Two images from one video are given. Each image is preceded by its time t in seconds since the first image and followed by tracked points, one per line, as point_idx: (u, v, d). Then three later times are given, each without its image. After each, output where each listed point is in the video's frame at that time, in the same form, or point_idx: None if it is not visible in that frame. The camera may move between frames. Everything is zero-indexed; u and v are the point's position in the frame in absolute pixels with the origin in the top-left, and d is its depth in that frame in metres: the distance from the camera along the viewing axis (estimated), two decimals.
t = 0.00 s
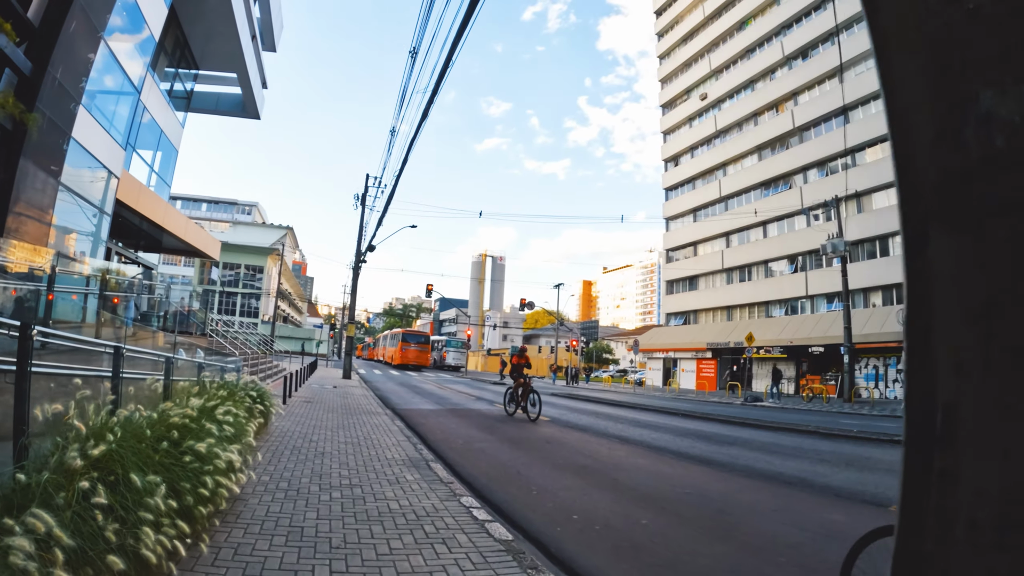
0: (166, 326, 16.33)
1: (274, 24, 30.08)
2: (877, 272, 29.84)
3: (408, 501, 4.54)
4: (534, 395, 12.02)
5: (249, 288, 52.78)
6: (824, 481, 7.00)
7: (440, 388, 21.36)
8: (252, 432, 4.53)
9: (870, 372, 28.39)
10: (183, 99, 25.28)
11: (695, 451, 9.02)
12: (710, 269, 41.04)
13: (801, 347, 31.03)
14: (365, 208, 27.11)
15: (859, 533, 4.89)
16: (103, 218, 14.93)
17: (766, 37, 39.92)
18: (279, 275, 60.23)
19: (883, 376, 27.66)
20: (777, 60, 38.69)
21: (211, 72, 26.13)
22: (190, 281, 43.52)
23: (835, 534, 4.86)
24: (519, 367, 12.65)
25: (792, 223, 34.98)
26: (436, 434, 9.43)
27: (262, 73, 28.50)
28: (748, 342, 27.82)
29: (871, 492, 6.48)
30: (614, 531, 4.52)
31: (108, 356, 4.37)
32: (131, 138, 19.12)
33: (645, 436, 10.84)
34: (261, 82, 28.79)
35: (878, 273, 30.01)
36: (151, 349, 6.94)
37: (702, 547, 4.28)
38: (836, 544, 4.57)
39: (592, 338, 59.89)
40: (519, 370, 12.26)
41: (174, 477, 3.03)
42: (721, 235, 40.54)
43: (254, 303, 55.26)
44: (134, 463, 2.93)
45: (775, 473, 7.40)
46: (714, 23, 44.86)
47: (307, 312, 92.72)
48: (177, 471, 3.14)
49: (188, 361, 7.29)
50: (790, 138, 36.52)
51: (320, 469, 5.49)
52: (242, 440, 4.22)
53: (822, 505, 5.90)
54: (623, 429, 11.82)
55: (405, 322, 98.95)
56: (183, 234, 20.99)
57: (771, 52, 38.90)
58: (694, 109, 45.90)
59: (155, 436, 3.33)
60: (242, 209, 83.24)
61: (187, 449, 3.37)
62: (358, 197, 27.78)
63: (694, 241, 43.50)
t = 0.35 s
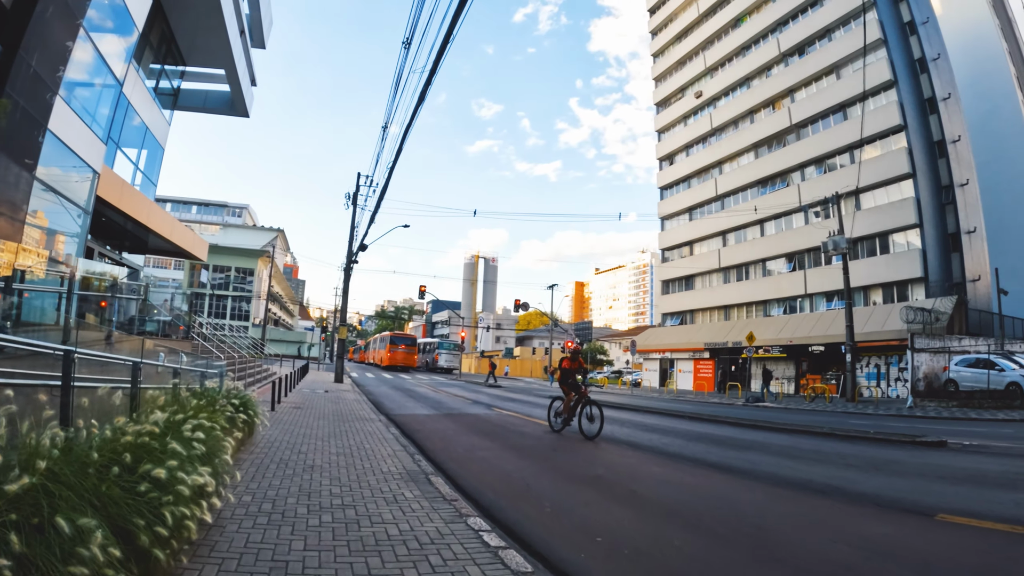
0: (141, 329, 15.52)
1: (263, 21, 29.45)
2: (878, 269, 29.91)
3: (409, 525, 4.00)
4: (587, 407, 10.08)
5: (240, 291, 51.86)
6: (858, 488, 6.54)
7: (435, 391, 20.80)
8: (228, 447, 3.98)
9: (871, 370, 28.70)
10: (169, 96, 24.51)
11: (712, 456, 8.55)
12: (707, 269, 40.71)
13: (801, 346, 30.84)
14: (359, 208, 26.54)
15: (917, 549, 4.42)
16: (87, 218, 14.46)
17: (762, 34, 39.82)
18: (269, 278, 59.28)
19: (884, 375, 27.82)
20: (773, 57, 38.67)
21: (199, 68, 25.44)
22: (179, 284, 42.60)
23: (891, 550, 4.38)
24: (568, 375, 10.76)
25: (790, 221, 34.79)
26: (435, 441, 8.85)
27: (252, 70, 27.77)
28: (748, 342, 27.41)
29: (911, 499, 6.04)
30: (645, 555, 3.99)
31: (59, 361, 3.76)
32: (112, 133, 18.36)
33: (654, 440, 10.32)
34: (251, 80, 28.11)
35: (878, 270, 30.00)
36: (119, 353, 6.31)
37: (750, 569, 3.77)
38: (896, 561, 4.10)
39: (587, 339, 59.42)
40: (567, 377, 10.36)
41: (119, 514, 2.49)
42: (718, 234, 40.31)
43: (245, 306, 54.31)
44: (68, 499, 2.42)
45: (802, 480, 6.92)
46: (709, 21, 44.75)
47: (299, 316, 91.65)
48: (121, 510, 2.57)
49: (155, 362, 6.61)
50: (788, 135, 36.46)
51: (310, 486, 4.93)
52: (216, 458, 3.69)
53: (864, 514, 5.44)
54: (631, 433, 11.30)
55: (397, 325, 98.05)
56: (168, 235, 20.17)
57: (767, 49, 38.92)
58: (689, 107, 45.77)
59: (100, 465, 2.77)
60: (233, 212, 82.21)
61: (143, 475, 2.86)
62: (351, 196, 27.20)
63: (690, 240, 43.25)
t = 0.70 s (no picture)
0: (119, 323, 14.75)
1: (258, 15, 28.84)
2: (882, 267, 29.84)
3: (417, 545, 3.50)
4: (694, 420, 7.76)
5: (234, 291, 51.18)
6: (898, 492, 6.10)
7: (434, 392, 20.30)
8: (210, 456, 3.51)
9: (875, 368, 28.82)
10: (161, 90, 23.90)
11: (733, 460, 8.10)
12: (707, 267, 40.32)
13: (804, 344, 30.67)
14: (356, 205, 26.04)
15: (985, 557, 3.98)
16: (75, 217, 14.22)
17: (762, 30, 39.59)
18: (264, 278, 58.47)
19: (890, 373, 27.94)
20: (774, 53, 38.51)
21: (192, 62, 24.81)
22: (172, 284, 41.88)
23: (958, 559, 3.94)
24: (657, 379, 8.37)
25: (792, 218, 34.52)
26: (439, 445, 8.35)
27: (246, 65, 27.15)
28: (753, 340, 26.96)
29: (958, 502, 5.63)
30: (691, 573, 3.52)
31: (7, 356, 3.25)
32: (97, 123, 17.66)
33: (668, 442, 9.87)
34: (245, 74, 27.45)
35: (882, 268, 29.93)
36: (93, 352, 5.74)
37: None
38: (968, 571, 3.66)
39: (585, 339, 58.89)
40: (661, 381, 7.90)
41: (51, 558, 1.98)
42: (718, 232, 40.04)
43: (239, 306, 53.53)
44: None
45: (835, 484, 6.49)
46: (709, 18, 44.47)
47: (294, 317, 90.73)
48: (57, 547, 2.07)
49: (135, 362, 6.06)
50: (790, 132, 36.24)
51: (304, 496, 4.46)
52: (193, 472, 3.22)
53: (914, 520, 5.02)
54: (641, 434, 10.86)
55: (393, 326, 97.16)
56: (159, 230, 19.35)
57: (767, 45, 38.73)
58: (688, 104, 45.52)
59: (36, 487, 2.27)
60: (227, 212, 81.27)
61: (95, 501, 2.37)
62: (348, 193, 26.68)
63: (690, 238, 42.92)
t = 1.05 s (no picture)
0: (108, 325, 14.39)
1: (255, 10, 28.32)
2: (888, 267, 29.63)
3: None
4: (862, 436, 6.41)
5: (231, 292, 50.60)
6: (942, 500, 5.67)
7: (434, 394, 19.87)
8: (185, 472, 3.10)
9: (881, 369, 28.77)
10: (156, 85, 23.39)
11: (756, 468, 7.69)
12: (710, 267, 39.94)
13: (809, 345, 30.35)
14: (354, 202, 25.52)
15: None
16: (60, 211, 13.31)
17: (765, 28, 39.27)
18: (261, 278, 57.85)
19: (897, 374, 27.73)
20: (777, 51, 38.20)
21: (187, 57, 24.33)
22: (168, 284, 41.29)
23: None
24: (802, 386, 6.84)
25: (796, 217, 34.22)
26: (443, 452, 7.88)
27: (243, 60, 26.63)
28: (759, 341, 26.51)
29: (1009, 511, 5.23)
30: None
31: None
32: (86, 115, 17.11)
33: (683, 447, 9.45)
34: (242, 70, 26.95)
35: (889, 268, 29.72)
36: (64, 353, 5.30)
37: None
38: None
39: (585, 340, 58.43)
40: (820, 385, 6.53)
41: None
42: (720, 231, 39.75)
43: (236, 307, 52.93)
44: None
45: (869, 491, 6.10)
46: (711, 15, 44.12)
47: (292, 318, 90.02)
48: None
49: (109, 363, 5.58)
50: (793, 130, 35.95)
51: (293, 512, 4.05)
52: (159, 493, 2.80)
53: (969, 531, 4.62)
54: (653, 438, 10.43)
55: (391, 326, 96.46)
56: (151, 227, 18.60)
57: (770, 42, 38.41)
58: (689, 103, 45.24)
59: None
60: (224, 211, 80.71)
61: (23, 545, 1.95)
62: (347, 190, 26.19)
63: (692, 238, 42.58)
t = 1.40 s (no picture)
0: (102, 328, 13.94)
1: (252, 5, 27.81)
2: (897, 264, 29.26)
3: None
4: None
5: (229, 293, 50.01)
6: (997, 517, 5.26)
7: (437, 396, 19.43)
8: (144, 506, 2.74)
9: (892, 369, 28.44)
10: (150, 81, 22.87)
11: (788, 479, 7.21)
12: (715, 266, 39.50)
13: (818, 345, 29.89)
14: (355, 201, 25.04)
15: None
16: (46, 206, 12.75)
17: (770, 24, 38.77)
18: (260, 279, 57.28)
19: (907, 373, 27.46)
20: (782, 47, 37.73)
21: (183, 53, 23.82)
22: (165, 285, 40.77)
23: None
24: None
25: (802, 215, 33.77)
26: (448, 460, 7.39)
27: (240, 56, 26.09)
28: (769, 341, 26.00)
29: None
30: None
31: None
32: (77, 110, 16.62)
33: (705, 454, 8.94)
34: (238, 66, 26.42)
35: (898, 266, 29.31)
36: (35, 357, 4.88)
37: None
38: None
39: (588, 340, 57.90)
40: None
41: None
42: (725, 230, 39.31)
43: (234, 308, 52.36)
44: None
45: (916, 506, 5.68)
46: (715, 12, 43.65)
47: (291, 318, 89.40)
48: None
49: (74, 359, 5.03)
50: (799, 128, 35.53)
51: (283, 540, 3.57)
52: (103, 538, 2.47)
53: None
54: (671, 443, 9.93)
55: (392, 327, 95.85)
56: (145, 226, 17.95)
57: (775, 39, 37.96)
58: (693, 100, 44.81)
59: None
60: (223, 212, 80.12)
61: None
62: (346, 188, 25.72)
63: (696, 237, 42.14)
